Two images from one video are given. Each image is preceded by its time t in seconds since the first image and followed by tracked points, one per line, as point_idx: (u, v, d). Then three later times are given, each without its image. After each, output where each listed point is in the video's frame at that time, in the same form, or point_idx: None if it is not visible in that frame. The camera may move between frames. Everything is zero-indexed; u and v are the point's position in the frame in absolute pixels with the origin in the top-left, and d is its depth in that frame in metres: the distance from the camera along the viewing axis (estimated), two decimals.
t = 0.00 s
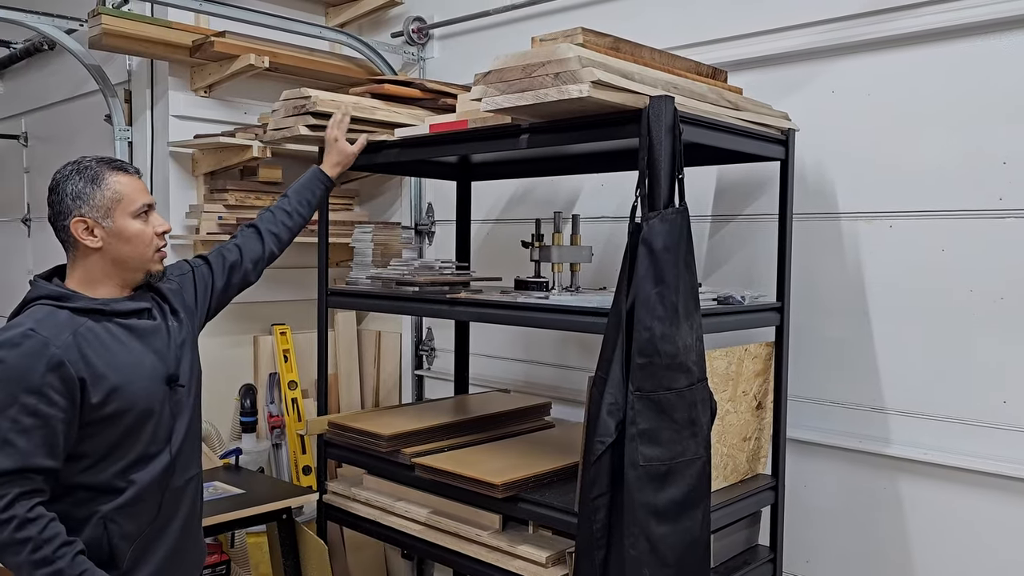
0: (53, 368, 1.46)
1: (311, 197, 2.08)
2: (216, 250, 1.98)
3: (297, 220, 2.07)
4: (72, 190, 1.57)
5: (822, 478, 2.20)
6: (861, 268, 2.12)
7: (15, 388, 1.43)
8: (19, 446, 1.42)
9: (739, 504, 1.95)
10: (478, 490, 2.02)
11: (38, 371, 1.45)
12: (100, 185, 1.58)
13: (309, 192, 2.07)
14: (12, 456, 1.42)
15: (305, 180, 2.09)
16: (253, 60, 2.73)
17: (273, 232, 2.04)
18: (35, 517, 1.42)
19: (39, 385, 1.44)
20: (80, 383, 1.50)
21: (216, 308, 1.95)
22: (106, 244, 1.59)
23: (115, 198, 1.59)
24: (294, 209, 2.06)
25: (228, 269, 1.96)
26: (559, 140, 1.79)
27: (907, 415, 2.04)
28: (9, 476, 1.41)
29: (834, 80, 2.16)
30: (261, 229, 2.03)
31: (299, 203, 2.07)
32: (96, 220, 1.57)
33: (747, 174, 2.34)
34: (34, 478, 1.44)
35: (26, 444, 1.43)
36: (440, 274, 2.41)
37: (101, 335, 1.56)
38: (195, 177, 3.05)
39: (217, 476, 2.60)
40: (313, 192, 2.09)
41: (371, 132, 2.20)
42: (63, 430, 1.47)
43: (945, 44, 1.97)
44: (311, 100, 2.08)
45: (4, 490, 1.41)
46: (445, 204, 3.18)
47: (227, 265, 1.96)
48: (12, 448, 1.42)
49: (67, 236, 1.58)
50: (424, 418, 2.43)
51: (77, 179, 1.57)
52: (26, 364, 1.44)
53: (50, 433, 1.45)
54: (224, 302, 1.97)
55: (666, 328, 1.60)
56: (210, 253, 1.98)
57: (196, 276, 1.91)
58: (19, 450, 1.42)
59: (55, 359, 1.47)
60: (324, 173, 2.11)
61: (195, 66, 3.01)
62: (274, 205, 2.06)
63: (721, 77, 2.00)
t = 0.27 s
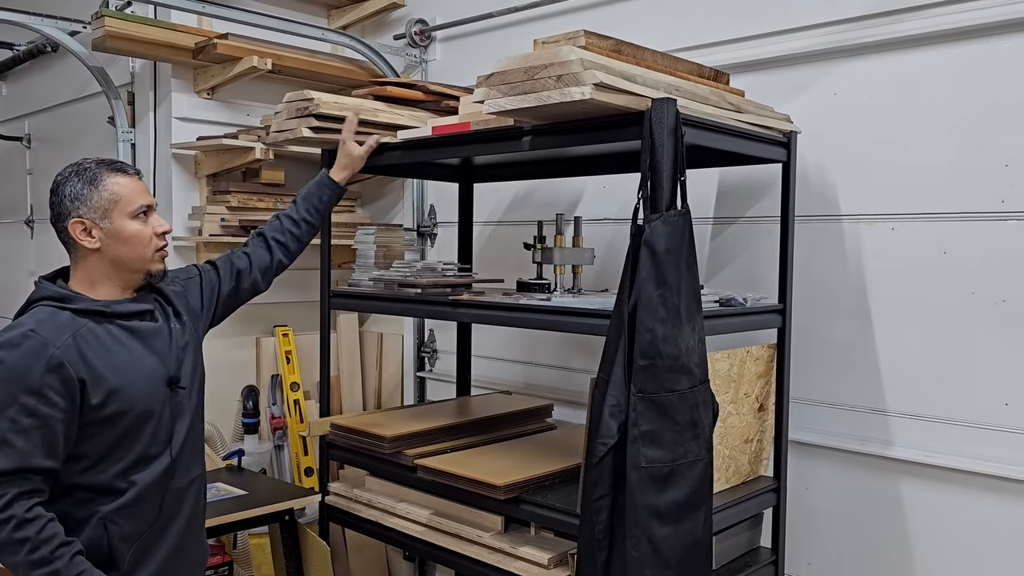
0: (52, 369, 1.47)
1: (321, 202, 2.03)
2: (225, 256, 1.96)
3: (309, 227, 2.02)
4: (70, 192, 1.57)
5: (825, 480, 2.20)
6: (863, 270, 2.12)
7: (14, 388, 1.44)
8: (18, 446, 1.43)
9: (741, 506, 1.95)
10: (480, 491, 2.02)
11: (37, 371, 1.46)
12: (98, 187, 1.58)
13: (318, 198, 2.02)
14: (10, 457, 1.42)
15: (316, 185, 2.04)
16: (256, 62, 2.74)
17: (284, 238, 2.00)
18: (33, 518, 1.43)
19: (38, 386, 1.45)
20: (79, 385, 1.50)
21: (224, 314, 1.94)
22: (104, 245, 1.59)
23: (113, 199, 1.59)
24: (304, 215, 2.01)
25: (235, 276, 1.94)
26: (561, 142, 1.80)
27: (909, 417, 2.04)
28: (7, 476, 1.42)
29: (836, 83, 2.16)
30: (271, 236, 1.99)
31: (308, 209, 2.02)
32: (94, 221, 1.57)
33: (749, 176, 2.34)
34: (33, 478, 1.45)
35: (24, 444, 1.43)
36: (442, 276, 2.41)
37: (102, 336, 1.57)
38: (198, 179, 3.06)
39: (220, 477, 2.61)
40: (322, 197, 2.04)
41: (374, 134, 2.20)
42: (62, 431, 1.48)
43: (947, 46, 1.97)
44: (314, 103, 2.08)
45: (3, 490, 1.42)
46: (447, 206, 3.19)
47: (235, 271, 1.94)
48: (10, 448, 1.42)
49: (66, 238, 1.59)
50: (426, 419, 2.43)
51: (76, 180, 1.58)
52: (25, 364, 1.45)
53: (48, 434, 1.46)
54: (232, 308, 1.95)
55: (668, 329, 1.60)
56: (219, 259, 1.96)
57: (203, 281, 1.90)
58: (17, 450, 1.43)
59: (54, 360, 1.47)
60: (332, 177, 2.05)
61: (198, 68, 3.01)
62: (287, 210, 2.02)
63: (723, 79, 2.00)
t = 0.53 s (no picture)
0: (54, 371, 1.48)
1: (329, 208, 1.97)
2: (231, 258, 1.96)
3: (317, 231, 1.98)
4: (70, 193, 1.58)
5: (827, 482, 2.20)
6: (865, 273, 2.12)
7: (18, 390, 1.45)
8: (23, 448, 1.44)
9: (743, 508, 1.95)
10: (482, 493, 2.02)
11: (40, 373, 1.46)
12: (97, 188, 1.59)
13: (326, 204, 1.96)
14: (15, 458, 1.43)
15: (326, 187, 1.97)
16: (258, 64, 2.74)
17: (290, 242, 1.96)
18: (42, 518, 1.44)
19: (41, 387, 1.46)
20: (81, 386, 1.51)
21: (229, 316, 1.94)
22: (103, 246, 1.59)
23: (112, 200, 1.59)
24: (310, 221, 1.97)
25: (239, 279, 1.93)
26: (564, 143, 1.80)
27: (911, 419, 2.04)
28: (14, 478, 1.43)
29: (838, 85, 2.16)
30: (278, 239, 1.96)
31: (314, 214, 1.97)
32: (93, 222, 1.58)
33: (751, 178, 2.35)
34: (40, 478, 1.46)
35: (29, 445, 1.44)
36: (444, 277, 2.42)
37: (105, 339, 1.57)
38: (201, 181, 3.07)
39: (222, 478, 2.61)
40: (331, 204, 1.97)
41: (377, 136, 2.21)
42: (66, 432, 1.48)
43: (948, 49, 1.98)
44: (317, 105, 2.08)
45: (8, 491, 1.43)
46: (449, 208, 3.19)
47: (238, 274, 1.93)
48: (15, 450, 1.44)
49: (67, 239, 1.60)
50: (428, 421, 2.44)
51: (75, 182, 1.59)
52: (29, 366, 1.46)
53: (52, 435, 1.46)
54: (237, 311, 1.95)
55: (670, 331, 1.60)
56: (225, 260, 1.96)
57: (205, 284, 1.90)
58: (23, 452, 1.44)
59: (56, 362, 1.48)
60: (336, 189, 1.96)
61: (201, 70, 3.02)
62: (296, 212, 1.98)
63: (726, 82, 2.01)
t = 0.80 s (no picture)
0: (48, 379, 1.48)
1: (347, 210, 1.95)
2: (236, 256, 1.95)
3: (329, 232, 1.96)
4: (69, 198, 1.59)
5: (829, 484, 2.20)
6: (867, 274, 2.12)
7: (14, 398, 1.47)
8: (16, 455, 1.45)
9: (745, 510, 1.95)
10: (484, 494, 2.02)
11: (34, 381, 1.47)
12: (95, 193, 1.59)
13: (343, 205, 1.94)
14: (10, 465, 1.45)
15: (344, 189, 1.95)
16: (262, 66, 2.75)
17: (301, 242, 1.94)
18: (33, 531, 1.45)
19: (35, 395, 1.47)
20: (76, 394, 1.51)
21: (232, 317, 1.94)
22: (102, 251, 1.60)
23: (110, 206, 1.59)
24: (326, 220, 1.95)
25: (243, 278, 1.93)
26: (566, 145, 1.80)
27: (913, 421, 2.04)
28: (10, 484, 1.44)
29: (841, 87, 2.16)
30: (288, 238, 1.95)
31: (331, 214, 1.95)
32: (91, 227, 1.59)
33: (753, 179, 2.35)
34: (34, 487, 1.47)
35: (23, 453, 1.45)
36: (447, 279, 2.42)
37: (102, 345, 1.58)
38: (204, 182, 3.07)
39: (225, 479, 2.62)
40: (350, 204, 1.95)
41: (380, 138, 2.21)
42: (59, 441, 1.49)
43: (951, 51, 1.98)
44: (321, 107, 2.09)
45: (6, 498, 1.44)
46: (452, 210, 3.20)
47: (242, 274, 1.93)
48: (9, 457, 1.45)
49: (67, 243, 1.61)
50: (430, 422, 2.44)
51: (75, 187, 1.59)
52: (24, 373, 1.47)
53: (45, 444, 1.47)
54: (239, 311, 1.95)
55: (672, 333, 1.60)
56: (231, 258, 1.95)
57: (207, 284, 1.90)
58: (16, 459, 1.45)
59: (50, 369, 1.49)
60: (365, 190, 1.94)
61: (204, 72, 3.03)
62: (311, 211, 1.97)
63: (728, 84, 2.01)
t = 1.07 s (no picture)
0: (46, 378, 1.49)
1: (352, 209, 1.94)
2: (242, 256, 1.96)
3: (335, 232, 1.95)
4: (72, 201, 1.60)
5: (831, 484, 2.20)
6: (870, 274, 2.12)
7: (11, 398, 1.47)
8: (11, 456, 1.45)
9: (748, 510, 1.95)
10: (487, 494, 2.02)
11: (31, 381, 1.48)
12: (97, 197, 1.59)
13: (349, 204, 1.93)
14: (6, 465, 1.45)
15: (350, 188, 1.94)
16: (265, 66, 2.76)
17: (306, 240, 1.94)
18: (23, 539, 1.45)
19: (32, 396, 1.47)
20: (74, 394, 1.51)
21: (236, 317, 1.95)
22: (103, 254, 1.60)
23: (112, 210, 1.59)
24: (331, 219, 1.94)
25: (248, 277, 1.93)
26: (569, 146, 1.81)
27: (915, 421, 2.04)
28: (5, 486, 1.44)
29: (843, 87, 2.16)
30: (294, 237, 1.94)
31: (336, 214, 1.94)
32: (92, 231, 1.59)
33: (756, 180, 2.35)
34: (28, 489, 1.47)
35: (19, 454, 1.46)
36: (449, 279, 2.42)
37: (102, 344, 1.58)
38: (207, 182, 3.08)
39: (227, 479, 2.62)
40: (355, 204, 1.94)
41: (383, 138, 2.22)
42: (56, 442, 1.49)
43: (953, 52, 1.98)
44: (324, 107, 2.09)
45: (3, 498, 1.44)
46: (454, 210, 3.20)
47: (246, 274, 1.93)
48: (5, 457, 1.45)
49: (69, 245, 1.62)
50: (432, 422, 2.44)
51: (78, 190, 1.60)
52: (21, 373, 1.48)
53: (41, 444, 1.47)
54: (244, 311, 1.96)
55: (675, 333, 1.60)
56: (237, 258, 1.96)
57: (211, 284, 1.91)
58: (12, 460, 1.45)
59: (48, 369, 1.49)
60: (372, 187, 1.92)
61: (207, 72, 3.03)
62: (316, 211, 1.96)
63: (730, 85, 2.01)
